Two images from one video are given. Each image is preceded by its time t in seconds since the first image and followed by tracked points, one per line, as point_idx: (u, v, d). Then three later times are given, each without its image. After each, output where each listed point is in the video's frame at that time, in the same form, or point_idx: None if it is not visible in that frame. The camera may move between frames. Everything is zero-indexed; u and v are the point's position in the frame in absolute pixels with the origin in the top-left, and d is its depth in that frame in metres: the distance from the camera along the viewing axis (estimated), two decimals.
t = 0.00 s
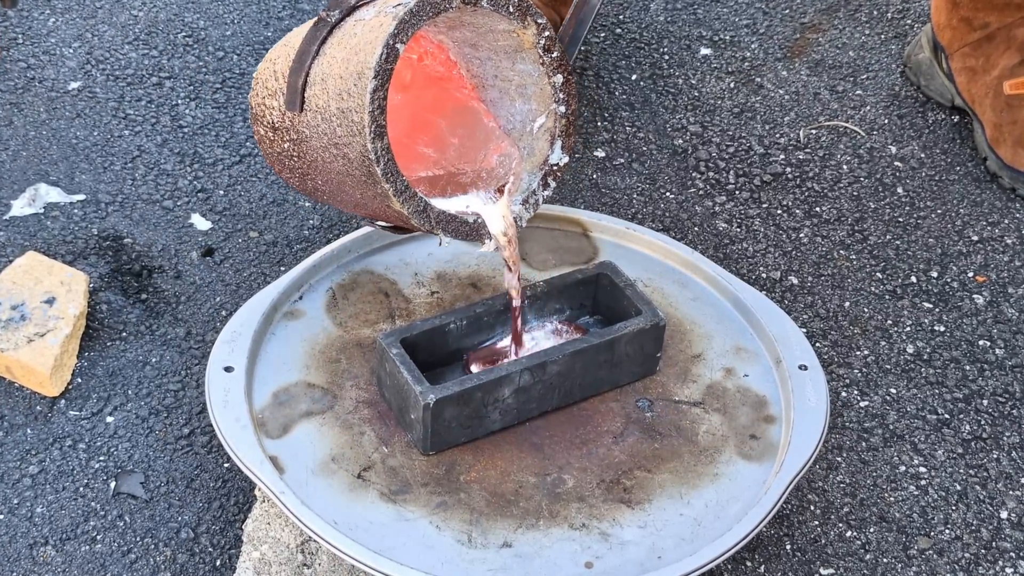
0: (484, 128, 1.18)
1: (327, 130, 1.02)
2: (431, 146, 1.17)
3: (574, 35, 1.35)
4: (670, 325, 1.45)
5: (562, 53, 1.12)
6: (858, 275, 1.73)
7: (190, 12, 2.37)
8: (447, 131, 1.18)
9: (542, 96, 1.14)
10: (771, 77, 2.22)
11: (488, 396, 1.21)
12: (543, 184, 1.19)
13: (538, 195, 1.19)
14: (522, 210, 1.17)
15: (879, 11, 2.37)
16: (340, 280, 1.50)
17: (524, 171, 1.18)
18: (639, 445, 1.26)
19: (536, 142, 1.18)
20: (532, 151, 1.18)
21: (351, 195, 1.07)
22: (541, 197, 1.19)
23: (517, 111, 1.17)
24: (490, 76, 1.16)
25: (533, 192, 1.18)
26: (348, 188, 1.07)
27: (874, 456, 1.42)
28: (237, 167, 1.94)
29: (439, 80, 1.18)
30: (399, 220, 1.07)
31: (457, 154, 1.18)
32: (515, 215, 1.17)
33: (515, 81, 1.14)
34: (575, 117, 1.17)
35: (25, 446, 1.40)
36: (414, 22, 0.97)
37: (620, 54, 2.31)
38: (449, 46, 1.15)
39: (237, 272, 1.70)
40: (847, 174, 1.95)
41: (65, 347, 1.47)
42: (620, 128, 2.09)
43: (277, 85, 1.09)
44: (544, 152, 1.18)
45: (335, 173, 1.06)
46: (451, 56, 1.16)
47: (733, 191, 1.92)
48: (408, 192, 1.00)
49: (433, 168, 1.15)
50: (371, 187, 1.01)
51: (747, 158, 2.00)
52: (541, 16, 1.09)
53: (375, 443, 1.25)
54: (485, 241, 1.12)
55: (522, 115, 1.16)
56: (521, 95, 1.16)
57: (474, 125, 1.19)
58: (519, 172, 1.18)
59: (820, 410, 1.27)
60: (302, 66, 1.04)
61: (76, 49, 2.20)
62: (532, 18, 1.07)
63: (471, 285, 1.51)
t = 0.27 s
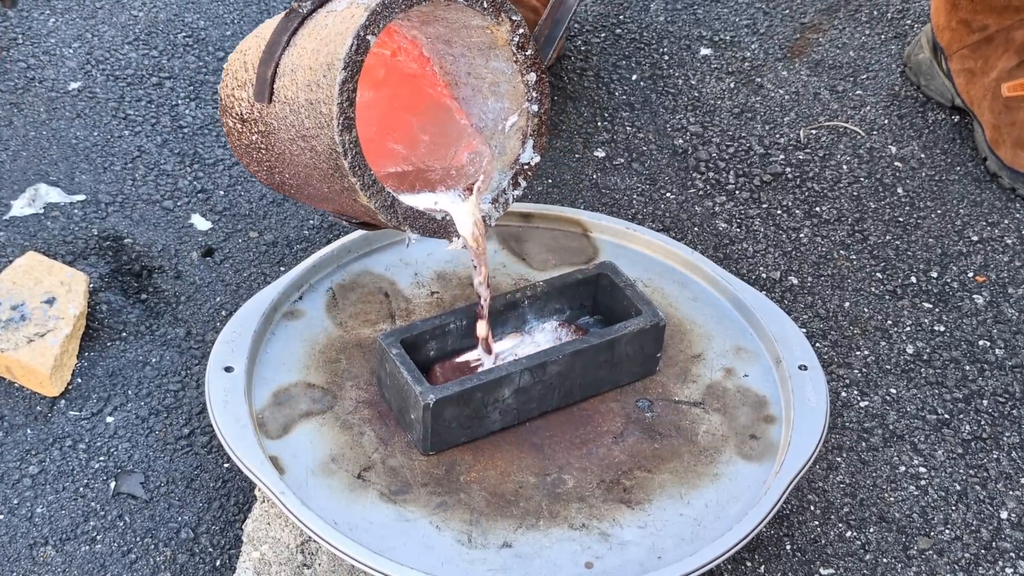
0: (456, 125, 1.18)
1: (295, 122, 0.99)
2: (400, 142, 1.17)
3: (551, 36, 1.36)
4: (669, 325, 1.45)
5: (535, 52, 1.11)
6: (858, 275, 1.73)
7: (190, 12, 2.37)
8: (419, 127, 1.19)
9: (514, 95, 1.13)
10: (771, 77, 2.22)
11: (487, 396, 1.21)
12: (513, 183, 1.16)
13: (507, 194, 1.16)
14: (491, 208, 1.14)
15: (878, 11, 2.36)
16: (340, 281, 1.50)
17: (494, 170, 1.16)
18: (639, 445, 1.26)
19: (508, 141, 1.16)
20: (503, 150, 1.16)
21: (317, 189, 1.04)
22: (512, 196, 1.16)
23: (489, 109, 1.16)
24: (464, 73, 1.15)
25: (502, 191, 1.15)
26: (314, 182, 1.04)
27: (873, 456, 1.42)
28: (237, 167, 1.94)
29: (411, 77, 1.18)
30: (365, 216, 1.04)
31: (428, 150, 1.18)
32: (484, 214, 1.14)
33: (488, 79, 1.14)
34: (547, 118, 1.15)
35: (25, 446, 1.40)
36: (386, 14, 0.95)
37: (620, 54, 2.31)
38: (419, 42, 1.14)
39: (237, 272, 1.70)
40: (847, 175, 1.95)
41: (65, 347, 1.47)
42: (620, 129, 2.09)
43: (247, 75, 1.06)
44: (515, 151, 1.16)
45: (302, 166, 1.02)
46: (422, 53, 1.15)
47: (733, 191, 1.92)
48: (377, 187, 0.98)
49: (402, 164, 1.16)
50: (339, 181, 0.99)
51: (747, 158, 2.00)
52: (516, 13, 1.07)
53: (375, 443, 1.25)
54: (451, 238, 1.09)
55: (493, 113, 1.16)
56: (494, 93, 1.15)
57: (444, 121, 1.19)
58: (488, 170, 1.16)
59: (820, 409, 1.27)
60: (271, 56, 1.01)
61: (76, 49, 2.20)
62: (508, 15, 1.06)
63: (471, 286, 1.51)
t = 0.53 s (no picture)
0: (433, 125, 1.14)
1: (271, 118, 0.97)
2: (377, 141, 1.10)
3: (528, 36, 1.21)
4: (670, 325, 1.45)
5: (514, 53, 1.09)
6: (858, 275, 1.73)
7: (190, 12, 2.37)
8: (394, 126, 1.12)
9: (493, 95, 1.12)
10: (771, 76, 2.22)
11: (487, 397, 1.21)
12: (489, 184, 1.17)
13: (484, 194, 1.17)
14: (467, 209, 1.14)
15: (878, 11, 2.36)
16: (340, 281, 1.49)
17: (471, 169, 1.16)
18: (638, 445, 1.26)
19: (483, 142, 1.16)
20: (479, 150, 1.16)
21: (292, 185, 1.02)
22: (487, 197, 1.17)
23: (466, 109, 1.14)
24: (441, 72, 1.12)
25: (478, 192, 1.16)
26: (289, 179, 1.01)
27: (873, 456, 1.42)
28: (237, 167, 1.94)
29: (388, 74, 1.12)
30: (340, 214, 1.02)
31: (404, 151, 1.12)
32: (459, 214, 1.14)
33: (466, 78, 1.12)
34: (524, 119, 1.15)
35: (25, 446, 1.40)
36: (365, 11, 0.93)
37: (620, 55, 2.31)
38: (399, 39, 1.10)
39: (237, 272, 1.70)
40: (847, 175, 1.95)
41: (65, 347, 1.47)
42: (620, 129, 2.09)
43: (222, 69, 1.03)
44: (491, 152, 1.16)
45: (277, 162, 1.00)
46: (401, 50, 1.11)
47: (733, 191, 1.92)
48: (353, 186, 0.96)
49: (380, 163, 1.09)
50: (315, 179, 0.97)
51: (747, 158, 2.00)
52: (495, 14, 1.06)
53: (376, 443, 1.25)
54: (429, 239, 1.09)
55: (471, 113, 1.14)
56: (471, 93, 1.13)
57: (420, 121, 1.14)
58: (466, 170, 1.15)
59: (820, 409, 1.27)
60: (248, 51, 0.98)
61: (76, 49, 2.20)
62: (489, 16, 1.05)
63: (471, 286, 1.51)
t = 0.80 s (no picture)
0: (428, 127, 1.14)
1: (266, 120, 0.97)
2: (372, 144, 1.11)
3: (523, 39, 1.20)
4: (670, 325, 1.45)
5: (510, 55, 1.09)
6: (858, 275, 1.73)
7: (190, 12, 2.37)
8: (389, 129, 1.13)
9: (488, 98, 1.12)
10: (772, 76, 2.22)
11: (486, 397, 1.21)
12: (486, 187, 1.17)
13: (479, 199, 1.16)
14: (463, 213, 1.14)
15: (878, 11, 2.36)
16: (340, 281, 1.49)
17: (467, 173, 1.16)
18: (638, 445, 1.26)
19: (479, 145, 1.15)
20: (475, 153, 1.15)
21: (287, 189, 1.01)
22: (483, 201, 1.17)
23: (462, 112, 1.13)
24: (436, 74, 1.12)
25: (474, 196, 1.16)
26: (284, 183, 1.01)
27: (873, 456, 1.42)
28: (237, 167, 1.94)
29: (383, 77, 1.12)
30: (336, 218, 1.02)
31: (400, 153, 1.13)
32: (455, 217, 1.13)
33: (462, 81, 1.11)
34: (520, 122, 1.15)
35: (25, 446, 1.40)
36: (362, 13, 0.93)
37: (620, 55, 2.31)
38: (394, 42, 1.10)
39: (237, 272, 1.70)
40: (847, 175, 1.95)
41: (65, 347, 1.47)
42: (620, 129, 2.09)
43: (216, 71, 1.03)
44: (488, 155, 1.15)
45: (272, 165, 1.00)
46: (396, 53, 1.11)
47: (733, 191, 1.92)
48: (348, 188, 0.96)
49: (374, 166, 1.10)
50: (310, 182, 0.97)
51: (747, 158, 2.00)
52: (492, 16, 1.06)
53: (375, 443, 1.25)
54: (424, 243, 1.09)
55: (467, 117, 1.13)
56: (467, 95, 1.13)
57: (415, 123, 1.14)
58: (461, 173, 1.15)
59: (820, 409, 1.27)
60: (242, 53, 0.99)
61: (76, 49, 2.20)
62: (484, 18, 1.04)
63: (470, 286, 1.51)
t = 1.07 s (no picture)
0: (432, 127, 1.14)
1: (269, 120, 0.97)
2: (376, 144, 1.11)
3: (525, 39, 1.23)
4: (670, 325, 1.45)
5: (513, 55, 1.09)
6: (858, 275, 1.73)
7: (190, 12, 2.37)
8: (393, 128, 1.13)
9: (491, 98, 1.11)
10: (772, 76, 2.22)
11: (487, 397, 1.20)
12: (490, 188, 1.16)
13: (483, 199, 1.16)
14: (467, 214, 1.14)
15: (878, 11, 2.36)
16: (341, 282, 1.49)
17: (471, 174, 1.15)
18: (638, 445, 1.26)
19: (483, 145, 1.15)
20: (479, 153, 1.15)
21: (292, 189, 1.02)
22: (487, 202, 1.16)
23: (465, 112, 1.13)
24: (439, 74, 1.12)
25: (478, 196, 1.15)
26: (287, 183, 1.01)
27: (873, 456, 1.42)
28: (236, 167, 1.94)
29: (387, 77, 1.13)
30: (339, 218, 1.02)
31: (404, 153, 1.13)
32: (459, 217, 1.13)
33: (464, 80, 1.11)
34: (524, 123, 1.15)
35: (25, 446, 1.40)
36: (366, 13, 0.93)
37: (620, 55, 2.31)
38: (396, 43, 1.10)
39: (237, 272, 1.70)
40: (847, 175, 1.95)
41: (65, 347, 1.47)
42: (620, 129, 2.09)
43: (218, 71, 1.04)
44: (491, 155, 1.15)
45: (275, 166, 1.00)
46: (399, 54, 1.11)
47: (733, 191, 1.92)
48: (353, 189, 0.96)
49: (378, 166, 1.10)
50: (314, 182, 0.97)
51: (747, 158, 2.00)
52: (496, 17, 1.06)
53: (375, 443, 1.25)
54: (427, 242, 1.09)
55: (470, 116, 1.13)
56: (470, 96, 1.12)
57: (420, 123, 1.14)
58: (465, 174, 1.15)
59: (821, 409, 1.27)
60: (245, 54, 0.99)
61: (76, 49, 2.20)
62: (487, 18, 1.04)
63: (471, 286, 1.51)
